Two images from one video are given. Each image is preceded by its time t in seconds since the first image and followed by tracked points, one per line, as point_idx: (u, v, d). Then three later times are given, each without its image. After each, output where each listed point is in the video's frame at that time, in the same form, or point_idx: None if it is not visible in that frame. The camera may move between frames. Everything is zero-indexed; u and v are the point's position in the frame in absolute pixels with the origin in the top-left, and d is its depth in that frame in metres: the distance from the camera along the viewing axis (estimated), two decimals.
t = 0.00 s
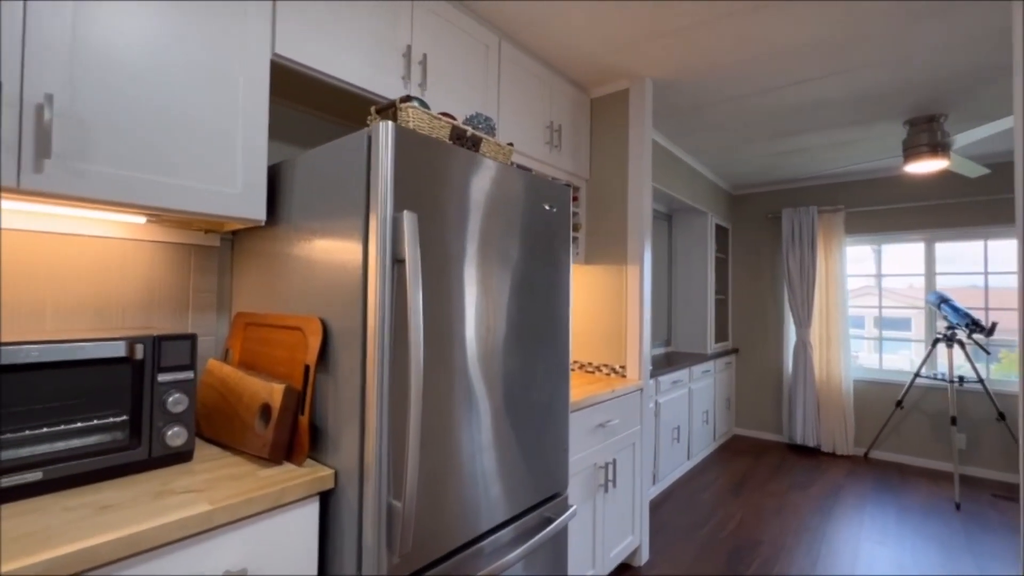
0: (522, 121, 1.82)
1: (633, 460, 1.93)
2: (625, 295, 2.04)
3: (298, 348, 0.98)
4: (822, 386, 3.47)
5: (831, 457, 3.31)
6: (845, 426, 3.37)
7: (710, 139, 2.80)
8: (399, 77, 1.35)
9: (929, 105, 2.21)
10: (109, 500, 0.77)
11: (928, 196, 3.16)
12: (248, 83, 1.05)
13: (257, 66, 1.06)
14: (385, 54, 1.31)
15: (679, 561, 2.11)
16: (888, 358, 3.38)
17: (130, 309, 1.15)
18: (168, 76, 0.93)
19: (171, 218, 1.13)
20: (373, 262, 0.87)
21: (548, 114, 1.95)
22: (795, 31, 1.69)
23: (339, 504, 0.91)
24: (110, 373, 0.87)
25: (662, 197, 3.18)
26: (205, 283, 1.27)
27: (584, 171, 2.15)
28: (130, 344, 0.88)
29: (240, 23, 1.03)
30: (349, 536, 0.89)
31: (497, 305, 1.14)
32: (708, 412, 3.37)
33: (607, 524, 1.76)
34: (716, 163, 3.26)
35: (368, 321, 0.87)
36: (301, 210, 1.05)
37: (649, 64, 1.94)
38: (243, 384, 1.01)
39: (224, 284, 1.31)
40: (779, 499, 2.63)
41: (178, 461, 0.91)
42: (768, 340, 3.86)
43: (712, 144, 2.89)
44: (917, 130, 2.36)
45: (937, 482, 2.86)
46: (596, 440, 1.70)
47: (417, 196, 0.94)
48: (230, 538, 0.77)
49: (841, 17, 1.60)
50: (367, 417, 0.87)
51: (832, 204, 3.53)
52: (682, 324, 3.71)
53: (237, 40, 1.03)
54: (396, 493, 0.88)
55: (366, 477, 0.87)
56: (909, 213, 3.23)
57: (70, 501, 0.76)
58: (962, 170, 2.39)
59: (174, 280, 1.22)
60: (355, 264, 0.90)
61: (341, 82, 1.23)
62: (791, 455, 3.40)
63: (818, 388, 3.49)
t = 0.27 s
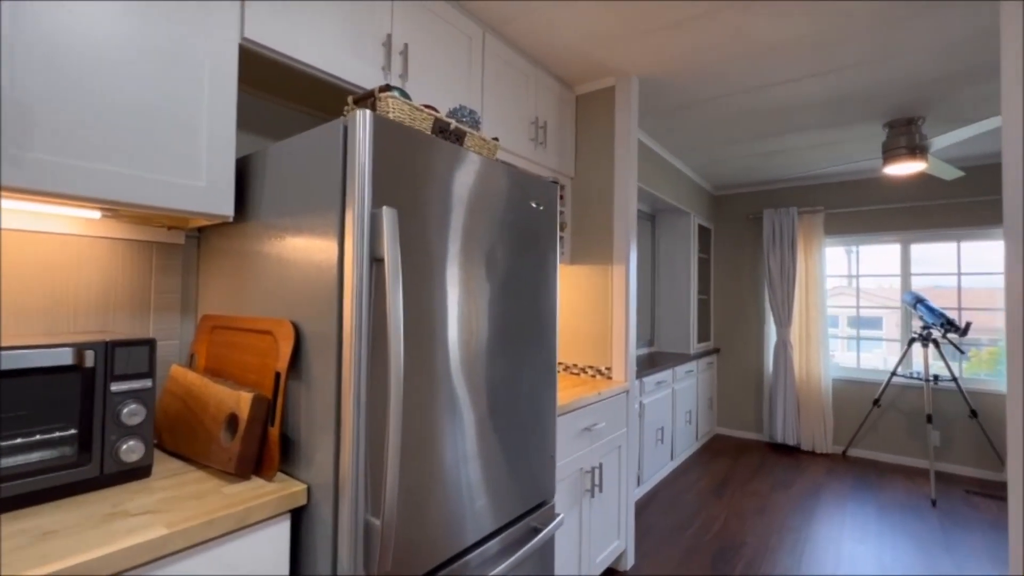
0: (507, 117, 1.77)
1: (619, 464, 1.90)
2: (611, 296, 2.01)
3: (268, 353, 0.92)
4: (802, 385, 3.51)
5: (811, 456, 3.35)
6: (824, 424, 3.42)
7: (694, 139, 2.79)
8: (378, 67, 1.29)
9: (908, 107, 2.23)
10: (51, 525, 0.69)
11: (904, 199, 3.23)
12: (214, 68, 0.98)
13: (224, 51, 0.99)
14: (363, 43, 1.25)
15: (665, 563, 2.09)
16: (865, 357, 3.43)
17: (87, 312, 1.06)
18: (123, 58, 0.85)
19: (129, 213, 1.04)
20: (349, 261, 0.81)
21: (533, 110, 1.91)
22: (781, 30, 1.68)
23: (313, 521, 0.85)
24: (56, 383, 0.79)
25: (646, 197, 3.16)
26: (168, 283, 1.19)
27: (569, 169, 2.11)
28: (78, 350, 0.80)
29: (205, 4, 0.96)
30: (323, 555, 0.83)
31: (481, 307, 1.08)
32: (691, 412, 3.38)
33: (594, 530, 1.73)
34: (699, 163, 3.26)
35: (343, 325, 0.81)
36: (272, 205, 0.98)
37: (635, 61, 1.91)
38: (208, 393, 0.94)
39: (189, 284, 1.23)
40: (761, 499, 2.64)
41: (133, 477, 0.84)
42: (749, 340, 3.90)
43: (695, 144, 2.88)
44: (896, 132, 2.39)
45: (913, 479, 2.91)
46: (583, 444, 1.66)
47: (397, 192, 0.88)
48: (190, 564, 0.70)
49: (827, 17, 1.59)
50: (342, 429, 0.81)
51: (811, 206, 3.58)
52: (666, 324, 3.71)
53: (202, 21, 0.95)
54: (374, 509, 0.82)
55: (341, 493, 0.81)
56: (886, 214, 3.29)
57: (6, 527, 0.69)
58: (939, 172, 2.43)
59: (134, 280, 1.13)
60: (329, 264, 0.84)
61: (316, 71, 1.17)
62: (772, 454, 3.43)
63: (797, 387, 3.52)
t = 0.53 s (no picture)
0: (492, 112, 1.73)
1: (606, 467, 1.87)
2: (597, 297, 1.98)
3: (236, 361, 0.85)
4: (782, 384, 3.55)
5: (791, 454, 3.39)
6: (804, 423, 3.46)
7: (678, 139, 2.78)
8: (357, 56, 1.22)
9: (888, 110, 2.26)
10: None
11: (880, 201, 3.28)
12: (177, 51, 0.90)
13: (189, 33, 0.92)
14: (340, 30, 1.18)
15: (651, 566, 2.07)
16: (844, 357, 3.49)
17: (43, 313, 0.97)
18: (72, 36, 0.77)
19: (84, 208, 0.96)
20: (324, 261, 0.75)
21: (519, 105, 1.86)
22: (769, 29, 1.66)
23: (284, 542, 0.79)
24: None
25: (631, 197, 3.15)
26: (127, 283, 1.10)
27: (555, 167, 2.07)
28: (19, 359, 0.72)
29: None
30: None
31: (464, 310, 1.03)
32: (674, 412, 3.38)
33: (580, 536, 1.69)
34: (683, 163, 3.26)
35: (318, 330, 0.75)
36: (241, 200, 0.91)
37: (623, 58, 1.87)
38: (170, 403, 0.87)
39: (151, 285, 1.15)
40: (744, 499, 2.65)
41: (83, 497, 0.77)
42: (730, 339, 3.92)
43: (679, 144, 2.88)
44: (875, 135, 2.42)
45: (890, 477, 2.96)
46: (569, 448, 1.62)
47: (377, 187, 0.82)
48: None
49: (814, 17, 1.58)
50: (317, 442, 0.75)
51: (791, 207, 3.62)
52: (649, 324, 3.71)
53: None
54: (352, 529, 0.77)
55: (316, 512, 0.75)
56: (864, 216, 3.33)
57: None
58: (917, 174, 2.47)
59: (89, 279, 1.05)
60: (303, 264, 0.78)
61: (290, 58, 1.10)
62: (753, 453, 3.46)
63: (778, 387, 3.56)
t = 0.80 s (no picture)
0: (476, 107, 1.68)
1: (592, 470, 1.84)
2: (583, 296, 1.95)
3: (200, 366, 0.79)
4: (763, 383, 3.59)
5: (772, 452, 3.42)
6: (784, 421, 3.50)
7: (662, 138, 2.77)
8: (335, 43, 1.16)
9: (869, 112, 2.29)
10: None
11: (858, 202, 3.36)
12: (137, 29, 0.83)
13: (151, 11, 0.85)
14: (317, 15, 1.12)
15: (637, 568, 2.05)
16: (823, 355, 3.55)
17: None
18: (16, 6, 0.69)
19: (32, 200, 0.88)
20: (297, 257, 0.69)
21: (503, 101, 1.82)
22: (756, 28, 1.65)
23: (253, 562, 0.73)
24: None
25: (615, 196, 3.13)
26: (81, 282, 1.02)
27: (540, 164, 2.03)
28: None
29: None
30: None
31: (448, 310, 0.98)
32: (658, 412, 3.38)
33: (566, 541, 1.66)
34: (666, 163, 3.26)
35: (290, 333, 0.69)
36: (207, 192, 0.85)
37: (609, 54, 1.85)
38: (127, 412, 0.80)
39: (109, 283, 1.07)
40: (727, 498, 2.65)
41: (26, 518, 0.69)
42: (712, 339, 3.95)
43: (663, 143, 2.87)
44: (856, 136, 2.43)
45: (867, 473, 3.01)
46: (555, 451, 1.59)
47: (355, 179, 0.77)
48: None
49: (801, 16, 1.58)
50: (289, 454, 0.69)
51: (772, 208, 3.66)
52: (632, 324, 3.70)
53: None
54: (327, 547, 0.71)
55: (287, 530, 0.69)
56: (843, 217, 3.42)
57: None
58: (895, 176, 2.51)
59: (38, 277, 0.96)
60: (274, 261, 0.72)
61: (261, 42, 1.03)
62: (735, 452, 3.48)
63: (759, 385, 3.60)
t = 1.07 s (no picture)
0: (460, 100, 1.64)
1: (577, 471, 1.81)
2: (569, 295, 1.92)
3: (162, 369, 0.73)
4: (746, 381, 3.61)
5: (754, 451, 3.45)
6: (766, 419, 3.53)
7: (648, 137, 2.76)
8: (311, 28, 1.11)
9: (851, 112, 2.31)
10: None
11: (838, 202, 3.41)
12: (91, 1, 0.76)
13: None
14: None
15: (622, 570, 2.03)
16: (804, 354, 3.59)
17: None
18: None
19: None
20: (267, 251, 0.64)
21: (488, 95, 1.78)
22: (742, 25, 1.64)
23: None
24: None
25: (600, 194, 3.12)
26: (33, 278, 0.95)
27: (525, 161, 2.00)
28: None
29: None
30: None
31: (431, 309, 0.94)
32: (642, 411, 3.38)
33: (551, 544, 1.62)
34: (651, 162, 3.26)
35: (259, 332, 0.64)
36: (170, 182, 0.79)
37: (595, 49, 1.82)
38: (81, 420, 0.74)
39: (65, 280, 1.00)
40: (710, 497, 2.66)
41: None
42: (696, 338, 3.96)
43: (648, 142, 2.86)
44: (838, 136, 2.47)
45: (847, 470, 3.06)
46: (541, 453, 1.55)
47: (332, 169, 0.72)
48: None
49: (788, 14, 1.57)
50: (257, 464, 0.64)
51: (754, 208, 3.69)
52: (617, 323, 3.70)
53: None
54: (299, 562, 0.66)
55: (256, 545, 0.64)
56: (823, 217, 3.46)
57: None
58: (875, 177, 2.54)
59: None
60: (242, 255, 0.66)
61: (231, 24, 0.97)
62: (718, 450, 3.50)
63: (741, 384, 3.62)
